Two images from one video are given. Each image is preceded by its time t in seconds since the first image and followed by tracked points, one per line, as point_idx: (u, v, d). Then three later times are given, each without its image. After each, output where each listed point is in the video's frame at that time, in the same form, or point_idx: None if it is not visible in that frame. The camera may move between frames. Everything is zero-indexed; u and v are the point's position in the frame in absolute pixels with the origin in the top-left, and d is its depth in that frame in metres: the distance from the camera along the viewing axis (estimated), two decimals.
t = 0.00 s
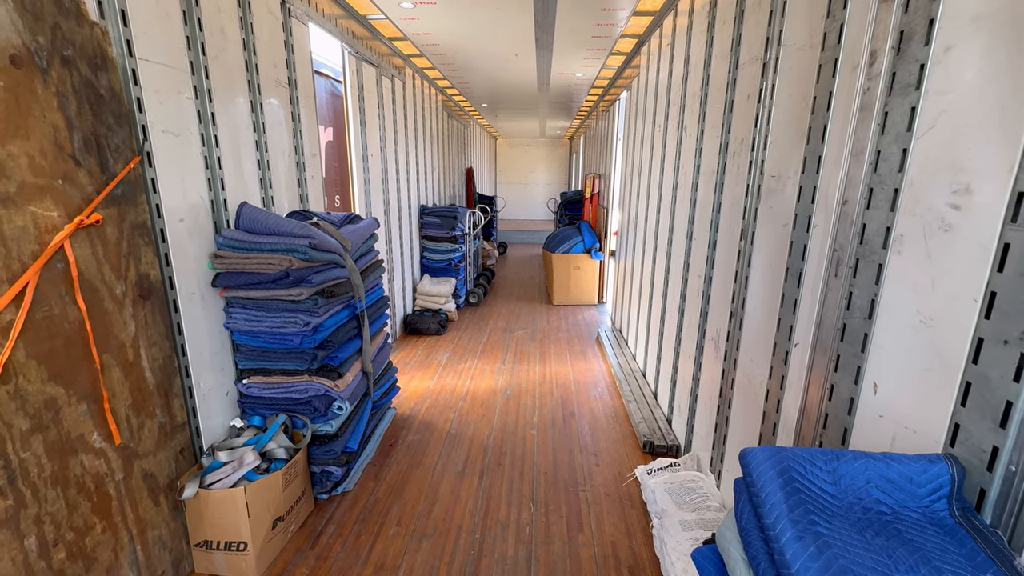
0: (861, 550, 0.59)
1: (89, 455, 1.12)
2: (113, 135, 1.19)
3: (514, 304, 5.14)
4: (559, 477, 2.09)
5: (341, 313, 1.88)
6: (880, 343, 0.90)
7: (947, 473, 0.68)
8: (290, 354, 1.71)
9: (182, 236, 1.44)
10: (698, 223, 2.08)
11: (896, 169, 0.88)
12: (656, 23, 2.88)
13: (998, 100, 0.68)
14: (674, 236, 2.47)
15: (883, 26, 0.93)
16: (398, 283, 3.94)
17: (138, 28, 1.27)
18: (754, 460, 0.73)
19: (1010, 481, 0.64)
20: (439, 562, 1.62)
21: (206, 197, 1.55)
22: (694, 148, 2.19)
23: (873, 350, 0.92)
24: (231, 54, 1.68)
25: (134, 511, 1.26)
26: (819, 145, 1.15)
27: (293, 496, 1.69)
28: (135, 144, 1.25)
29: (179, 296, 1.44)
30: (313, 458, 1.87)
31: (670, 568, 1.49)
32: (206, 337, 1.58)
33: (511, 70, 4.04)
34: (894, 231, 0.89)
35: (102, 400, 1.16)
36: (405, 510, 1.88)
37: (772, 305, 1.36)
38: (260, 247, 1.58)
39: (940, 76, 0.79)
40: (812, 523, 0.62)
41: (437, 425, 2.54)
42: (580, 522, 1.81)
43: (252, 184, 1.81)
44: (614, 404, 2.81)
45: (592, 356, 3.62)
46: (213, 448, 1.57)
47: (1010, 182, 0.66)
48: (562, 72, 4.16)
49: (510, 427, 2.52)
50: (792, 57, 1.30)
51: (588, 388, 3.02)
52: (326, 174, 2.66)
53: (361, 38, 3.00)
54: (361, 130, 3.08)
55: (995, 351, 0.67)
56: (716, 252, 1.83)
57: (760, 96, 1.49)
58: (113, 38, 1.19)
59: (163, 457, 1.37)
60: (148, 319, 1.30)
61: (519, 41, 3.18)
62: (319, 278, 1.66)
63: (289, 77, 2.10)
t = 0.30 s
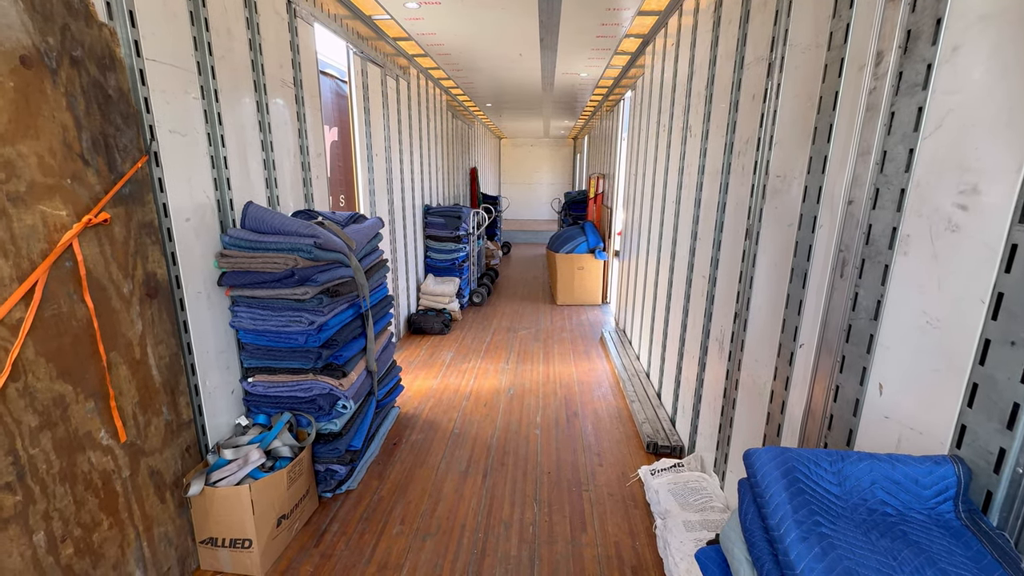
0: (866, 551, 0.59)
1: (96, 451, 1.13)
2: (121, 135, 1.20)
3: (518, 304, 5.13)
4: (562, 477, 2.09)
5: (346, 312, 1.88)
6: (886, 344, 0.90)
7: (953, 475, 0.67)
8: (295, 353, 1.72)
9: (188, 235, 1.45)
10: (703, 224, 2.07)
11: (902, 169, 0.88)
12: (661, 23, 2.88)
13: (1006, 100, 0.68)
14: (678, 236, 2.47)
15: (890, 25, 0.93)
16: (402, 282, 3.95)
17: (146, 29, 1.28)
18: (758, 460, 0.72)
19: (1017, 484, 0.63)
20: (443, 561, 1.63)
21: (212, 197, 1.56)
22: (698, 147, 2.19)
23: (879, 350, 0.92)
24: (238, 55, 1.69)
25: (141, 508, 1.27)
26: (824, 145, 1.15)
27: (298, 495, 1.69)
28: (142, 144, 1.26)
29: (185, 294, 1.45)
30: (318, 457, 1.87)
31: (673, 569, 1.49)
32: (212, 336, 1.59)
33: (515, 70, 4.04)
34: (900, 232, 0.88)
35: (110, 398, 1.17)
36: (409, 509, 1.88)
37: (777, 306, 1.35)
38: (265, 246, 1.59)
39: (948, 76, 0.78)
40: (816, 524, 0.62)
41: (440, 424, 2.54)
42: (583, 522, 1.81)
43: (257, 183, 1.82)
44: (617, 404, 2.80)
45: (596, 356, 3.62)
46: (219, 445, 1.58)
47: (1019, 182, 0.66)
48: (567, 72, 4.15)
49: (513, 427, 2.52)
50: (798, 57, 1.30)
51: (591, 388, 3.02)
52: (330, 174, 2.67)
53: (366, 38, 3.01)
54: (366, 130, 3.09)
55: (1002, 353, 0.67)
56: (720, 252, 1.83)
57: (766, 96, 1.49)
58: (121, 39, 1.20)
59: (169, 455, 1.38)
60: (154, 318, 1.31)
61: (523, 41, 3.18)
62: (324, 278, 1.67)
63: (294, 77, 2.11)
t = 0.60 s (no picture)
0: (871, 553, 0.59)
1: (103, 449, 1.14)
2: (128, 135, 1.21)
3: (522, 304, 5.13)
4: (566, 477, 2.09)
5: (350, 312, 1.89)
6: (892, 345, 0.89)
7: (959, 476, 0.67)
8: (299, 352, 1.72)
9: (194, 235, 1.46)
10: (707, 224, 2.07)
11: (909, 169, 0.87)
12: (665, 22, 2.87)
13: (1014, 100, 0.68)
14: (682, 236, 2.46)
15: (897, 25, 0.92)
16: (406, 282, 3.96)
17: (153, 29, 1.29)
18: (763, 461, 0.72)
19: None
20: (446, 560, 1.63)
21: (218, 197, 1.57)
22: (703, 147, 2.18)
23: (884, 352, 0.91)
24: (244, 55, 1.70)
25: (147, 505, 1.28)
26: (830, 145, 1.14)
27: (302, 493, 1.70)
28: (149, 144, 1.27)
29: (191, 293, 1.46)
30: (322, 456, 1.88)
31: (676, 570, 1.48)
32: (217, 334, 1.60)
33: (519, 70, 4.04)
34: (906, 232, 0.88)
35: (117, 395, 1.18)
36: (412, 508, 1.89)
37: (782, 306, 1.35)
38: (270, 246, 1.60)
39: (955, 76, 0.78)
40: (821, 525, 0.61)
41: (444, 423, 2.55)
42: (587, 522, 1.81)
43: (263, 183, 1.83)
44: (621, 404, 2.80)
45: (599, 356, 3.61)
46: (224, 444, 1.59)
47: None
48: (571, 72, 4.15)
49: (517, 427, 2.52)
50: (804, 56, 1.29)
51: (594, 388, 3.01)
52: (335, 173, 2.68)
53: (371, 38, 3.02)
54: (370, 130, 3.10)
55: (1009, 354, 0.67)
56: (725, 253, 1.82)
57: (771, 96, 1.48)
58: (129, 40, 1.21)
59: (175, 453, 1.39)
60: (161, 316, 1.32)
61: (528, 41, 3.18)
62: (329, 277, 1.67)
63: (299, 77, 2.12)
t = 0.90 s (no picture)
0: (877, 555, 0.58)
1: (110, 446, 1.15)
2: (136, 134, 1.22)
3: (525, 304, 5.13)
4: (569, 478, 2.09)
5: (354, 311, 1.90)
6: (898, 346, 0.89)
7: (966, 479, 0.66)
8: (304, 351, 1.73)
9: (200, 234, 1.47)
10: (712, 224, 2.06)
11: (916, 170, 0.87)
12: (670, 22, 2.87)
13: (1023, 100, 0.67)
14: (686, 236, 2.45)
15: (903, 24, 0.92)
16: (410, 281, 3.97)
17: (160, 30, 1.30)
18: (767, 462, 0.72)
19: None
20: (449, 559, 1.63)
21: (224, 196, 1.58)
22: (708, 147, 2.17)
23: (890, 353, 0.91)
24: (249, 55, 1.71)
25: (153, 502, 1.29)
26: (836, 145, 1.14)
27: (306, 491, 1.71)
28: (156, 144, 1.28)
29: (197, 292, 1.47)
30: (326, 454, 1.89)
31: (680, 570, 1.48)
32: (223, 333, 1.61)
33: (524, 70, 4.04)
34: (913, 233, 0.87)
35: (124, 393, 1.19)
36: (416, 507, 1.89)
37: (787, 307, 1.34)
38: (276, 245, 1.61)
39: (962, 76, 0.77)
40: (826, 527, 0.61)
41: (447, 423, 2.55)
42: (590, 523, 1.81)
43: (268, 183, 1.84)
44: (625, 404, 2.80)
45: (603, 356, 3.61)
46: (229, 442, 1.60)
47: None
48: (576, 72, 4.14)
49: (520, 426, 2.53)
50: (810, 56, 1.29)
51: (598, 389, 3.01)
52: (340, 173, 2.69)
53: (376, 39, 3.03)
54: (375, 130, 3.11)
55: (1017, 356, 0.66)
56: (729, 253, 1.82)
57: (777, 96, 1.47)
58: (137, 40, 1.22)
59: (181, 450, 1.40)
60: (167, 315, 1.33)
61: (532, 41, 3.18)
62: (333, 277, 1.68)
63: (305, 77, 2.13)
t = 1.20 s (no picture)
0: (880, 556, 0.58)
1: (115, 444, 1.16)
2: (142, 134, 1.22)
3: (529, 304, 5.13)
4: (572, 478, 2.09)
5: (358, 310, 1.90)
6: (903, 347, 0.88)
7: (971, 480, 0.66)
8: (308, 350, 1.74)
9: (205, 233, 1.48)
10: (715, 224, 2.06)
11: (921, 170, 0.86)
12: (674, 22, 2.86)
13: None
14: (690, 237, 2.45)
15: (909, 24, 0.92)
16: (413, 281, 3.98)
17: (166, 31, 1.31)
18: (771, 463, 0.72)
19: None
20: (452, 559, 1.64)
21: (228, 196, 1.59)
22: (712, 147, 2.17)
23: (895, 354, 0.90)
24: (254, 55, 1.72)
25: (157, 500, 1.30)
26: (840, 145, 1.13)
27: (309, 490, 1.72)
28: (162, 143, 1.29)
29: (202, 291, 1.48)
30: (329, 453, 1.89)
31: (682, 571, 1.48)
32: (228, 332, 1.62)
33: (527, 70, 4.04)
34: (918, 233, 0.87)
35: (129, 391, 1.20)
36: (418, 506, 1.90)
37: (791, 308, 1.34)
38: (280, 244, 1.61)
39: (968, 76, 0.77)
40: (829, 527, 0.61)
41: (450, 422, 2.55)
42: (592, 523, 1.81)
43: (272, 182, 1.85)
44: (627, 405, 2.79)
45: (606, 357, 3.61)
46: (233, 440, 1.61)
47: None
48: (579, 72, 4.14)
49: (523, 426, 2.53)
50: (815, 56, 1.28)
51: (601, 389, 3.01)
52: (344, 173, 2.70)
53: (380, 39, 3.04)
54: (378, 129, 3.11)
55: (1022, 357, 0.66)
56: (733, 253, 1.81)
57: (781, 95, 1.47)
58: (143, 41, 1.23)
59: (185, 448, 1.41)
60: (172, 314, 1.34)
61: (535, 41, 3.18)
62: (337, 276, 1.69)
63: (309, 77, 2.14)
